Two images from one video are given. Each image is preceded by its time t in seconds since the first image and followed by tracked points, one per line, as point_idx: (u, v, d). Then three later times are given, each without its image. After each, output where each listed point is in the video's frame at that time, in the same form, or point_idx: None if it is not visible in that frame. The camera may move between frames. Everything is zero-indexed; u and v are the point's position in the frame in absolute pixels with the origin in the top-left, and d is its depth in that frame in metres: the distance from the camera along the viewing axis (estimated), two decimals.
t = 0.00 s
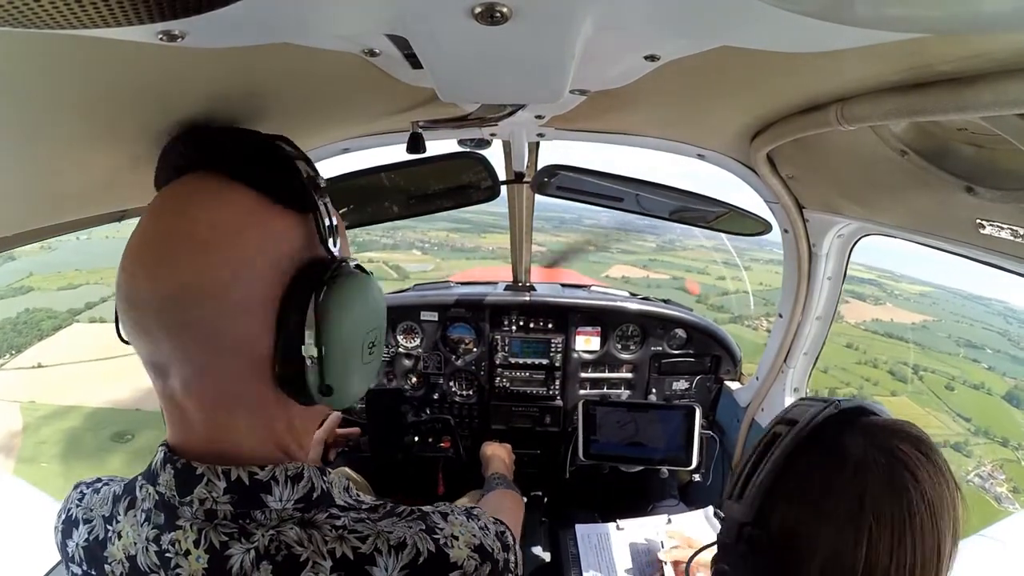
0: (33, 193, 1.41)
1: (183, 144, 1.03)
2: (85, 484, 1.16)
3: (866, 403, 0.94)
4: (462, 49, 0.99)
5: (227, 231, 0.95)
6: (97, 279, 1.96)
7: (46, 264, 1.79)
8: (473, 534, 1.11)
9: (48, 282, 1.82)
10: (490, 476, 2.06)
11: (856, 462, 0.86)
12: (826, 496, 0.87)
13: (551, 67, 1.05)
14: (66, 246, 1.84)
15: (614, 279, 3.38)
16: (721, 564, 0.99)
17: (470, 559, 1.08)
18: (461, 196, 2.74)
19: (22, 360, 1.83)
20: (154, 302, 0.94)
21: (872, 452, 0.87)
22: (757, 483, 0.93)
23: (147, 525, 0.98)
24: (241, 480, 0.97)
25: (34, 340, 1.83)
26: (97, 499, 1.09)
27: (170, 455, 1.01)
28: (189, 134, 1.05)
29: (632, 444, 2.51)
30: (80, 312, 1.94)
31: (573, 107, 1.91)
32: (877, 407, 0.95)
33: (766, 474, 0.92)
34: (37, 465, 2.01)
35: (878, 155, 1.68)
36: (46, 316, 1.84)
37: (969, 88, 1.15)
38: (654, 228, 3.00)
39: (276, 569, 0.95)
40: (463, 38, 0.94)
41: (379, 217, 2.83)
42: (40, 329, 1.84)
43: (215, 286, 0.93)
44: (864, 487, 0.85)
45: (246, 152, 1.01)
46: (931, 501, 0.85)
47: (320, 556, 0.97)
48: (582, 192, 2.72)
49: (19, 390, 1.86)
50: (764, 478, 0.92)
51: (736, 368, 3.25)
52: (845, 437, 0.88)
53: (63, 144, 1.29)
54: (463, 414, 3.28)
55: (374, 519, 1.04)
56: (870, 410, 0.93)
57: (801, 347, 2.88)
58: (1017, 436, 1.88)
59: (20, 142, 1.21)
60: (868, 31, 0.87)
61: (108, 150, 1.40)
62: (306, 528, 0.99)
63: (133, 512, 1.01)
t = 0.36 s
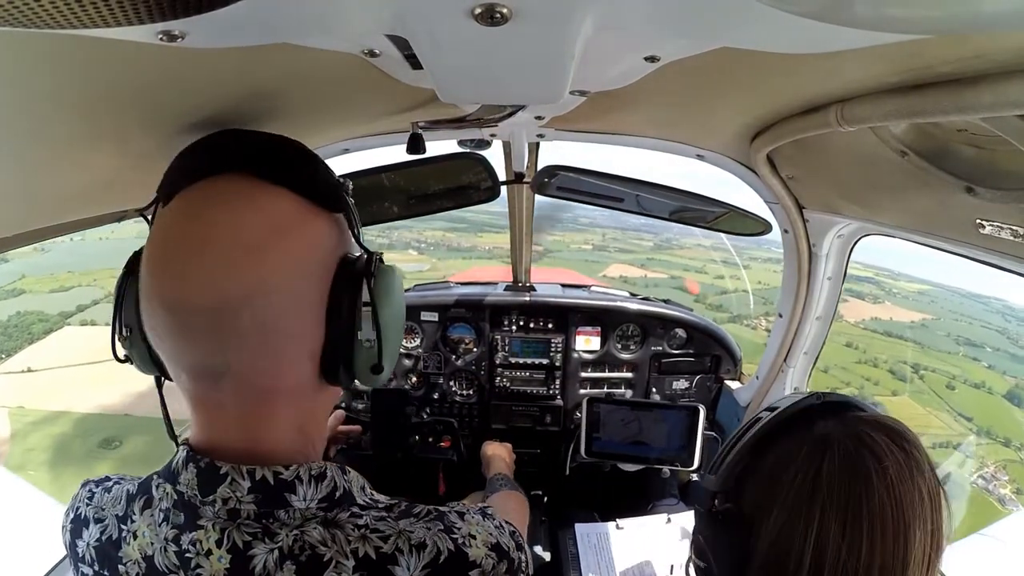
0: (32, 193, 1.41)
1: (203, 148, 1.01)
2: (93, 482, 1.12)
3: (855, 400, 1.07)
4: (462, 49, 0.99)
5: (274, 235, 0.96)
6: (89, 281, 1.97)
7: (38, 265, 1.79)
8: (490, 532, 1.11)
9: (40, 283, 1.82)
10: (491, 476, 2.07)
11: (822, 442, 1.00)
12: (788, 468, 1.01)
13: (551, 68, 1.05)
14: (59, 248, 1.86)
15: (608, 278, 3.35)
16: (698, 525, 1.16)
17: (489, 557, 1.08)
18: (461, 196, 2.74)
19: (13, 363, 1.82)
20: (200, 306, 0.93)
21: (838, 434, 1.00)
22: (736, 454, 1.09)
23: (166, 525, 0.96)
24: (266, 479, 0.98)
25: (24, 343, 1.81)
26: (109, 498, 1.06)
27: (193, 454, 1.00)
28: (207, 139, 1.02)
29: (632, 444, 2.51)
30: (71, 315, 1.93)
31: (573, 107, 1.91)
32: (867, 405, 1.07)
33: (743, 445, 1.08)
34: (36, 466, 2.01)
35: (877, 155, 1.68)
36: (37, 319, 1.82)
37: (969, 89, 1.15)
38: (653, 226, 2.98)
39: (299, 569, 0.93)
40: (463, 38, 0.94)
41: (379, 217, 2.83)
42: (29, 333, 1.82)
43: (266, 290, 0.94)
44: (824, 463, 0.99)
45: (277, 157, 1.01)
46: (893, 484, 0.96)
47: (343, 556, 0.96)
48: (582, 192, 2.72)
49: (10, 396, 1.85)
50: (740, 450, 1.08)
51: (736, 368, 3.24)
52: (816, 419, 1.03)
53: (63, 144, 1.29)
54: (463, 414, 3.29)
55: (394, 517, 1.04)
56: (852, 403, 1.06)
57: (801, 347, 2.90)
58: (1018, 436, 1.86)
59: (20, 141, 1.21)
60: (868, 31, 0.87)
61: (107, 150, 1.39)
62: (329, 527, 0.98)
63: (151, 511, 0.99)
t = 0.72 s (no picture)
0: (32, 193, 1.41)
1: (227, 148, 1.04)
2: (97, 478, 1.13)
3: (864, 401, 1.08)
4: (461, 49, 0.99)
5: (297, 230, 0.99)
6: (88, 285, 1.96)
7: (36, 269, 1.80)
8: (497, 535, 1.11)
9: (37, 288, 1.81)
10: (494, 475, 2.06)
11: (826, 434, 1.01)
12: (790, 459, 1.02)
13: (551, 67, 1.05)
14: (59, 250, 1.85)
15: (608, 278, 3.34)
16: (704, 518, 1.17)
17: (495, 561, 1.08)
18: (461, 196, 2.74)
19: (6, 370, 1.82)
20: (223, 296, 0.96)
21: (842, 427, 1.01)
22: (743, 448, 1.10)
23: (172, 526, 0.96)
24: (275, 482, 0.96)
25: (19, 347, 1.82)
26: (113, 495, 1.06)
27: (201, 456, 0.98)
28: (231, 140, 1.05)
29: (634, 444, 2.52)
30: (67, 319, 1.94)
31: (573, 107, 1.91)
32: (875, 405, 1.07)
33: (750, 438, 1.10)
34: (35, 467, 2.01)
35: (877, 155, 1.68)
36: (32, 324, 1.83)
37: (969, 88, 1.15)
38: (653, 226, 2.98)
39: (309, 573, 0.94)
40: (462, 37, 0.94)
41: (379, 217, 2.83)
42: (24, 337, 1.82)
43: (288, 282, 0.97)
44: (827, 454, 0.99)
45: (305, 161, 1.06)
46: (894, 479, 0.96)
47: (352, 559, 0.97)
48: (582, 192, 2.72)
49: (5, 402, 1.86)
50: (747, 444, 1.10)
51: (736, 368, 3.24)
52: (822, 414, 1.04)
53: (63, 144, 1.29)
54: (463, 414, 3.28)
55: (402, 520, 1.04)
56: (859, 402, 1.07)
57: (801, 347, 2.90)
58: None
59: (19, 141, 1.21)
60: (868, 31, 0.87)
61: (106, 150, 1.39)
62: (338, 531, 0.98)
63: (157, 511, 0.98)
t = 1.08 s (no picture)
0: (32, 192, 1.41)
1: (217, 145, 1.03)
2: (88, 477, 1.12)
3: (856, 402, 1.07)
4: (461, 49, 0.99)
5: (291, 232, 1.00)
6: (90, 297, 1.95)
7: (41, 280, 1.82)
8: (487, 529, 1.12)
9: (40, 299, 1.83)
10: (492, 470, 2.07)
11: (814, 441, 1.00)
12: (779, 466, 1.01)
13: (551, 67, 1.05)
14: (62, 261, 1.86)
15: (615, 278, 3.33)
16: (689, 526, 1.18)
17: (485, 556, 1.09)
18: (461, 196, 2.75)
19: (6, 385, 1.83)
20: (219, 296, 0.95)
21: (831, 433, 1.00)
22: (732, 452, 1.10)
23: (161, 524, 0.96)
24: (262, 479, 0.96)
25: (23, 359, 1.84)
26: (103, 495, 1.05)
27: (188, 455, 0.99)
28: (222, 138, 1.05)
29: (634, 444, 2.51)
30: (69, 331, 1.96)
31: (573, 107, 1.91)
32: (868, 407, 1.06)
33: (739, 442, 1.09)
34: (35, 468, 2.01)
35: (877, 154, 1.68)
36: (35, 336, 1.84)
37: (969, 89, 1.15)
38: (657, 225, 2.96)
39: (297, 570, 0.93)
40: (462, 38, 0.94)
41: (379, 217, 2.84)
42: (28, 350, 1.84)
43: (281, 284, 0.97)
44: (817, 464, 0.98)
45: (296, 163, 1.06)
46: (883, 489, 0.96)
47: (340, 556, 0.97)
48: (582, 192, 2.73)
49: (5, 416, 1.87)
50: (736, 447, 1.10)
51: (736, 367, 3.24)
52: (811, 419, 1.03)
53: (63, 144, 1.29)
54: (464, 414, 3.29)
55: (391, 516, 1.04)
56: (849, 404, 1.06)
57: (801, 347, 2.90)
58: None
59: (18, 142, 1.21)
60: (868, 31, 0.87)
61: (106, 150, 1.39)
62: (326, 528, 0.98)
63: (145, 510, 0.98)
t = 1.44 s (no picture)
0: (31, 192, 1.41)
1: (216, 147, 1.03)
2: (86, 481, 1.12)
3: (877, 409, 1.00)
4: (461, 49, 0.98)
5: (292, 233, 1.00)
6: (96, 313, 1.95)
7: (51, 292, 1.81)
8: (485, 532, 1.12)
9: (50, 311, 1.82)
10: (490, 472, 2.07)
11: (833, 450, 0.93)
12: (796, 479, 0.94)
13: (551, 67, 1.05)
14: (71, 273, 1.85)
15: (628, 279, 3.27)
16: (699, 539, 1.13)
17: (483, 558, 1.09)
18: (462, 196, 2.75)
19: (11, 399, 1.86)
20: (219, 296, 0.95)
21: (851, 442, 0.92)
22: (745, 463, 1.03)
23: (159, 527, 0.96)
24: (260, 481, 0.96)
25: (30, 373, 1.84)
26: (102, 499, 1.06)
27: (187, 457, 0.99)
28: (221, 140, 1.05)
29: (633, 444, 2.52)
30: (77, 343, 1.94)
31: (572, 107, 1.91)
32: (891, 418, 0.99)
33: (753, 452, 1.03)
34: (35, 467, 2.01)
35: (877, 155, 1.68)
36: (42, 349, 1.84)
37: (969, 89, 1.15)
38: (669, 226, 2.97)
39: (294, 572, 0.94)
40: (462, 38, 0.94)
41: (379, 217, 2.85)
42: (35, 363, 1.84)
43: (282, 284, 0.97)
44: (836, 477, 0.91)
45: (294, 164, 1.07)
46: (908, 505, 0.88)
47: (338, 558, 0.97)
48: (582, 192, 2.73)
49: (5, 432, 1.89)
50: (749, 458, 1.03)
51: (736, 368, 3.23)
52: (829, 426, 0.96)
53: (63, 144, 1.29)
54: (464, 414, 3.29)
55: (388, 519, 1.04)
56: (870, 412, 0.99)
57: (801, 347, 2.90)
58: None
59: (18, 142, 1.21)
60: (868, 31, 0.87)
61: (105, 150, 1.39)
62: (324, 530, 0.98)
63: (143, 513, 0.98)
